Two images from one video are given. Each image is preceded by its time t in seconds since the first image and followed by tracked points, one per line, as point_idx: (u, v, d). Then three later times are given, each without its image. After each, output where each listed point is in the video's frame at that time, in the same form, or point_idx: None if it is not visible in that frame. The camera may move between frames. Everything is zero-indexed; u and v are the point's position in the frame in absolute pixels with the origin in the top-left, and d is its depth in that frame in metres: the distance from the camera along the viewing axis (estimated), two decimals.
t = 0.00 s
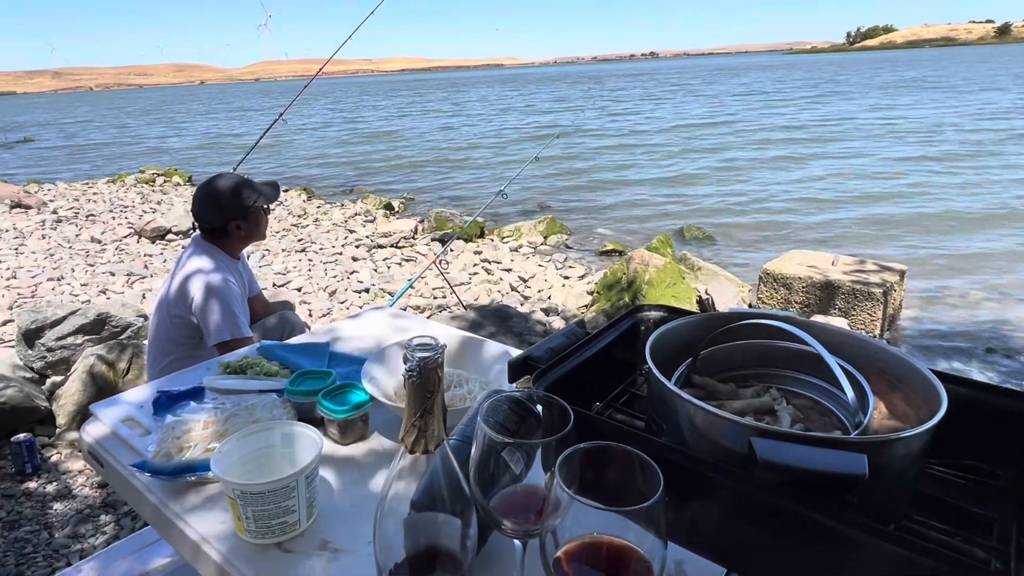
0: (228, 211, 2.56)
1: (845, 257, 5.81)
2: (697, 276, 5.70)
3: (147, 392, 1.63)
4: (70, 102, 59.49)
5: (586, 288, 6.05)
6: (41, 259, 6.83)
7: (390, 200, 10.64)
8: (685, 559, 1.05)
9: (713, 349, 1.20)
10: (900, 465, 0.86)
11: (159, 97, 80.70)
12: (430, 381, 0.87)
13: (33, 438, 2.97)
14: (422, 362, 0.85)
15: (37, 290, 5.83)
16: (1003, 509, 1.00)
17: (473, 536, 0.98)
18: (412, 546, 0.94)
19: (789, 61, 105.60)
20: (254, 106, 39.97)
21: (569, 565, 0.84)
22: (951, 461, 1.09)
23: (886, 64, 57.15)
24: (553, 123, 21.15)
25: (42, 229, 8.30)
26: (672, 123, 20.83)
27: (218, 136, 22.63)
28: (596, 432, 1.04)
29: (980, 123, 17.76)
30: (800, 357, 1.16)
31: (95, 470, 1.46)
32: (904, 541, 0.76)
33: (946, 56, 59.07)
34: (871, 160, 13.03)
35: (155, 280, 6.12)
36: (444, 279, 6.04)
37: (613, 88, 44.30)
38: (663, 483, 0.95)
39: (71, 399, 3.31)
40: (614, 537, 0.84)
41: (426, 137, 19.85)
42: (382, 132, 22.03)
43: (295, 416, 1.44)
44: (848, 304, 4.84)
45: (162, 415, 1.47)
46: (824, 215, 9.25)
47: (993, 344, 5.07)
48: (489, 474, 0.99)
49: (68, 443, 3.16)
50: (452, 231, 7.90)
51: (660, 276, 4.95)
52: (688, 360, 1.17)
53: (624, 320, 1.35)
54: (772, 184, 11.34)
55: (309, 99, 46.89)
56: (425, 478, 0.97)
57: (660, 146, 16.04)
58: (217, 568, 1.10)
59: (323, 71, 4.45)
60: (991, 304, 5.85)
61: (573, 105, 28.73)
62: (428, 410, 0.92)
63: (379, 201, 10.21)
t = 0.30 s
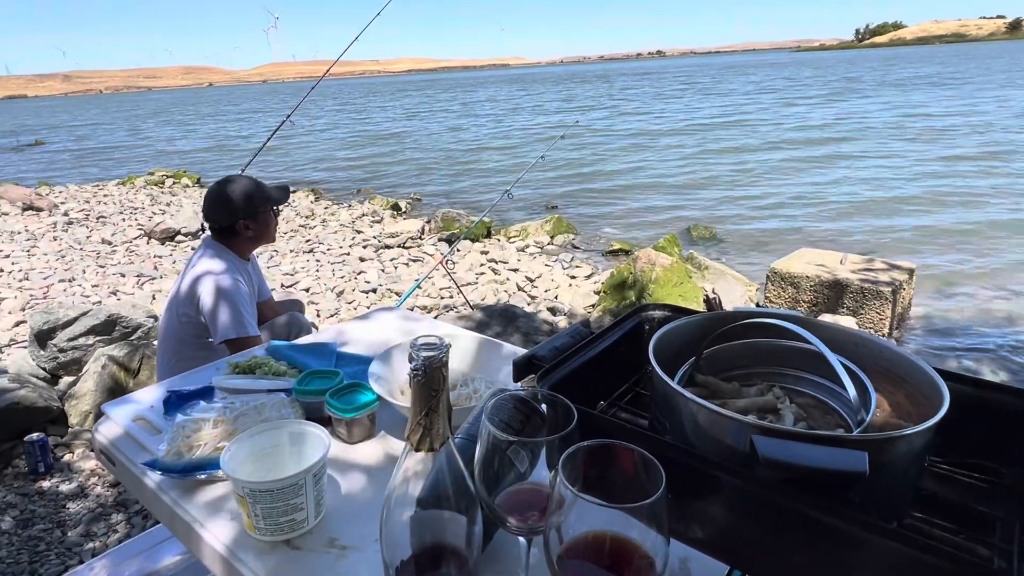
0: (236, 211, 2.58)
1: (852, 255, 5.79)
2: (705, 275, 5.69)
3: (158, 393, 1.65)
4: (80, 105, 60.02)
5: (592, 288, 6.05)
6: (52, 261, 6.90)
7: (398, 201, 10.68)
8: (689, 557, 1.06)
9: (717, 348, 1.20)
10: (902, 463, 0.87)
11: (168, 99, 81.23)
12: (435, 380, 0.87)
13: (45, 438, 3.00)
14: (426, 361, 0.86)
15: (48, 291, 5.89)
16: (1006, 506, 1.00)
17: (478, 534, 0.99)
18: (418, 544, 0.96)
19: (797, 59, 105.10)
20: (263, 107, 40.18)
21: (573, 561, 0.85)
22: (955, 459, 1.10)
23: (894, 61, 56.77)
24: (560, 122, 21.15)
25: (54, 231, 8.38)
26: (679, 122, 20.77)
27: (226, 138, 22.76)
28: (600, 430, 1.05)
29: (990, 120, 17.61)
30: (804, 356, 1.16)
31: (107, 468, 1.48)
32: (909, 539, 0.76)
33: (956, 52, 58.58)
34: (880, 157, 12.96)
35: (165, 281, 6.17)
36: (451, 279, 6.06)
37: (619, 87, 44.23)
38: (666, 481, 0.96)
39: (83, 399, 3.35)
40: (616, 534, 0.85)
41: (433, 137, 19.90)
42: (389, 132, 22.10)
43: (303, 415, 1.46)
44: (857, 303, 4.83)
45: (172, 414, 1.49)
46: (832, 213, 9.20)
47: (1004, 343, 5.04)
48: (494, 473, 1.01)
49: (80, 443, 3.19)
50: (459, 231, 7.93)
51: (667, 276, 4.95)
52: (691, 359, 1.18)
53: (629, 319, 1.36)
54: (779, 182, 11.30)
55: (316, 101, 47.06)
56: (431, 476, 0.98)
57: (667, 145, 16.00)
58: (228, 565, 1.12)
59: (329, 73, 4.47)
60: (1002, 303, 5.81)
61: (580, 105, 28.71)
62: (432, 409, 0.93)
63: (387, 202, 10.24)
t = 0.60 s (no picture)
0: (245, 211, 2.60)
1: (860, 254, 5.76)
2: (711, 275, 5.68)
3: (167, 392, 1.67)
4: (90, 107, 60.50)
5: (599, 287, 6.05)
6: (63, 262, 6.97)
7: (405, 201, 10.72)
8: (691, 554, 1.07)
9: (719, 345, 1.21)
10: (903, 461, 0.87)
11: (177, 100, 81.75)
12: (438, 379, 0.89)
13: (56, 438, 3.04)
14: (429, 360, 0.87)
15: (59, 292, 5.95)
16: (1009, 504, 1.00)
17: (482, 531, 1.00)
18: (421, 541, 0.96)
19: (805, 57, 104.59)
20: (270, 109, 40.36)
21: (574, 559, 0.86)
22: (959, 457, 1.09)
23: (904, 58, 56.36)
24: (567, 122, 21.14)
25: (64, 233, 8.46)
26: (686, 121, 20.73)
27: (234, 139, 22.89)
28: (602, 428, 1.06)
29: (1001, 117, 17.46)
30: (806, 355, 1.17)
31: (117, 467, 1.50)
32: (910, 537, 0.76)
33: (967, 49, 58.10)
34: (888, 156, 12.88)
35: (174, 281, 6.22)
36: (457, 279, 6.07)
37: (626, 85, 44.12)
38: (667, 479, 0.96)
39: (94, 398, 3.39)
40: (617, 531, 0.85)
41: (439, 138, 19.93)
42: (396, 133, 22.15)
43: (309, 414, 1.47)
44: (865, 302, 4.80)
45: (180, 413, 1.51)
46: (841, 212, 9.15)
47: (1014, 342, 4.99)
48: (496, 471, 1.01)
49: (91, 442, 3.23)
50: (466, 231, 7.95)
51: (673, 275, 4.96)
52: (693, 358, 1.18)
53: (633, 318, 1.37)
54: (787, 181, 11.24)
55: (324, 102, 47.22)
56: (434, 474, 0.98)
57: (673, 144, 15.97)
58: (235, 561, 1.13)
59: (335, 75, 4.49)
60: (1013, 301, 5.76)
61: (586, 104, 28.68)
62: (435, 407, 0.93)
63: (393, 202, 10.27)
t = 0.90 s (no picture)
0: (252, 210, 2.62)
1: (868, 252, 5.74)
2: (718, 273, 5.66)
3: (176, 390, 1.69)
4: (99, 109, 60.95)
5: (605, 287, 6.04)
6: (73, 263, 7.02)
7: (411, 201, 10.73)
8: (697, 552, 1.07)
9: (724, 343, 1.21)
10: (908, 457, 0.87)
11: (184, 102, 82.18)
12: (444, 376, 0.89)
13: (67, 436, 3.07)
14: (435, 356, 0.88)
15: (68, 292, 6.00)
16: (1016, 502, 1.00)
17: (487, 527, 1.00)
18: (428, 535, 0.97)
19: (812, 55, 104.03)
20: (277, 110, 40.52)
21: (579, 554, 0.86)
22: (965, 455, 1.09)
23: (913, 55, 55.95)
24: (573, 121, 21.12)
25: (74, 233, 8.53)
26: (693, 120, 20.68)
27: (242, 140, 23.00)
28: (607, 425, 1.06)
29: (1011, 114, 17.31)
30: (811, 352, 1.17)
31: (127, 464, 1.51)
32: (917, 533, 0.76)
33: (976, 46, 57.64)
34: (897, 153, 12.80)
35: (182, 281, 6.26)
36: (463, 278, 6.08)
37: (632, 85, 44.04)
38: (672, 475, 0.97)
39: (104, 397, 3.42)
40: (622, 526, 0.86)
41: (446, 138, 19.96)
42: (402, 133, 22.19)
43: (316, 412, 1.49)
44: (873, 300, 4.78)
45: (190, 410, 1.53)
46: (848, 210, 9.11)
47: None
48: (502, 467, 1.02)
49: (100, 440, 3.26)
50: (472, 231, 7.96)
51: (680, 274, 4.95)
52: (699, 355, 1.19)
53: (638, 315, 1.37)
54: (795, 179, 11.20)
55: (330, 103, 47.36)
56: (440, 471, 0.99)
57: (680, 142, 15.93)
58: (244, 557, 1.14)
59: (341, 75, 4.51)
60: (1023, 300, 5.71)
61: (592, 103, 28.64)
62: (441, 403, 0.94)
63: (399, 202, 10.30)
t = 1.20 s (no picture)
0: (257, 208, 2.63)
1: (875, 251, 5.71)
2: (724, 273, 5.64)
3: (184, 388, 1.70)
4: (107, 111, 61.29)
5: (610, 286, 6.04)
6: (81, 262, 7.07)
7: (416, 201, 10.74)
8: (704, 550, 1.06)
9: (732, 341, 1.21)
10: (917, 455, 0.87)
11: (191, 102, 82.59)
12: (451, 373, 0.89)
13: (76, 434, 3.09)
14: (441, 354, 0.88)
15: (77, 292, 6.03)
16: None
17: (494, 526, 1.00)
18: (435, 533, 0.97)
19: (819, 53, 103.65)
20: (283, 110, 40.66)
21: (587, 553, 0.86)
22: (975, 454, 1.09)
23: (920, 53, 55.62)
24: (579, 121, 21.11)
25: (82, 233, 8.59)
26: (699, 119, 20.63)
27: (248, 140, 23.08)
28: (614, 423, 1.06)
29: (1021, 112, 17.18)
30: (819, 349, 1.17)
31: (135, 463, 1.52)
32: (926, 531, 0.75)
33: (985, 44, 57.25)
34: (905, 152, 12.73)
35: (189, 281, 6.29)
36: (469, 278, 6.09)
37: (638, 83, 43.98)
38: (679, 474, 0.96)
39: (113, 396, 3.44)
40: (629, 525, 0.85)
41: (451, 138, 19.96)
42: (408, 133, 22.24)
43: (323, 410, 1.49)
44: (881, 299, 4.76)
45: (197, 409, 1.54)
46: (855, 209, 9.06)
47: None
48: (509, 466, 1.02)
49: (109, 439, 3.28)
50: (477, 230, 7.97)
51: (686, 273, 4.94)
52: (706, 353, 1.19)
53: (645, 313, 1.37)
54: (801, 178, 11.15)
55: (336, 103, 47.49)
56: (447, 469, 0.99)
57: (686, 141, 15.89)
58: (252, 554, 1.14)
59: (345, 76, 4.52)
60: None
61: (598, 102, 28.61)
62: (447, 401, 0.93)
63: (405, 202, 10.32)
